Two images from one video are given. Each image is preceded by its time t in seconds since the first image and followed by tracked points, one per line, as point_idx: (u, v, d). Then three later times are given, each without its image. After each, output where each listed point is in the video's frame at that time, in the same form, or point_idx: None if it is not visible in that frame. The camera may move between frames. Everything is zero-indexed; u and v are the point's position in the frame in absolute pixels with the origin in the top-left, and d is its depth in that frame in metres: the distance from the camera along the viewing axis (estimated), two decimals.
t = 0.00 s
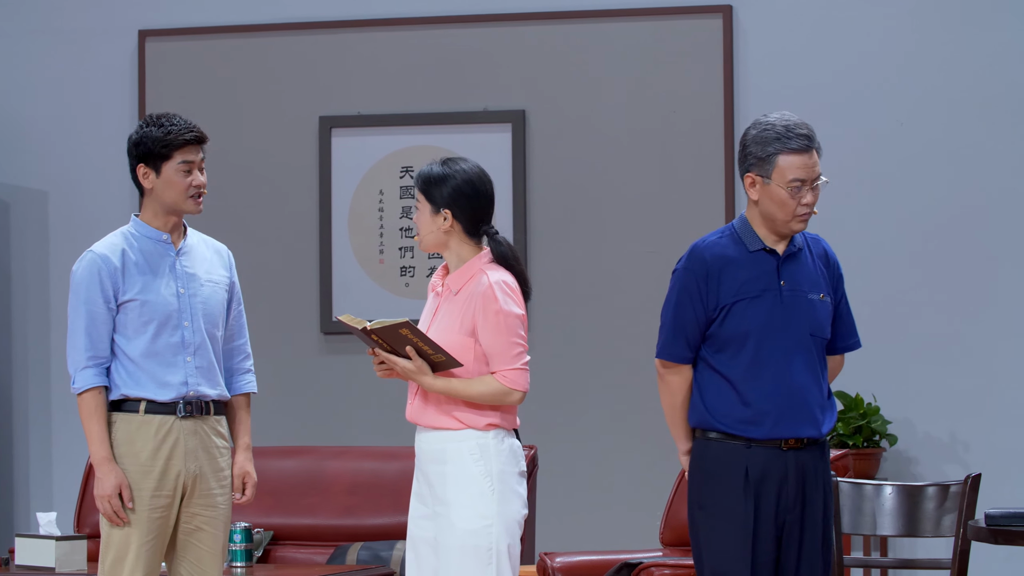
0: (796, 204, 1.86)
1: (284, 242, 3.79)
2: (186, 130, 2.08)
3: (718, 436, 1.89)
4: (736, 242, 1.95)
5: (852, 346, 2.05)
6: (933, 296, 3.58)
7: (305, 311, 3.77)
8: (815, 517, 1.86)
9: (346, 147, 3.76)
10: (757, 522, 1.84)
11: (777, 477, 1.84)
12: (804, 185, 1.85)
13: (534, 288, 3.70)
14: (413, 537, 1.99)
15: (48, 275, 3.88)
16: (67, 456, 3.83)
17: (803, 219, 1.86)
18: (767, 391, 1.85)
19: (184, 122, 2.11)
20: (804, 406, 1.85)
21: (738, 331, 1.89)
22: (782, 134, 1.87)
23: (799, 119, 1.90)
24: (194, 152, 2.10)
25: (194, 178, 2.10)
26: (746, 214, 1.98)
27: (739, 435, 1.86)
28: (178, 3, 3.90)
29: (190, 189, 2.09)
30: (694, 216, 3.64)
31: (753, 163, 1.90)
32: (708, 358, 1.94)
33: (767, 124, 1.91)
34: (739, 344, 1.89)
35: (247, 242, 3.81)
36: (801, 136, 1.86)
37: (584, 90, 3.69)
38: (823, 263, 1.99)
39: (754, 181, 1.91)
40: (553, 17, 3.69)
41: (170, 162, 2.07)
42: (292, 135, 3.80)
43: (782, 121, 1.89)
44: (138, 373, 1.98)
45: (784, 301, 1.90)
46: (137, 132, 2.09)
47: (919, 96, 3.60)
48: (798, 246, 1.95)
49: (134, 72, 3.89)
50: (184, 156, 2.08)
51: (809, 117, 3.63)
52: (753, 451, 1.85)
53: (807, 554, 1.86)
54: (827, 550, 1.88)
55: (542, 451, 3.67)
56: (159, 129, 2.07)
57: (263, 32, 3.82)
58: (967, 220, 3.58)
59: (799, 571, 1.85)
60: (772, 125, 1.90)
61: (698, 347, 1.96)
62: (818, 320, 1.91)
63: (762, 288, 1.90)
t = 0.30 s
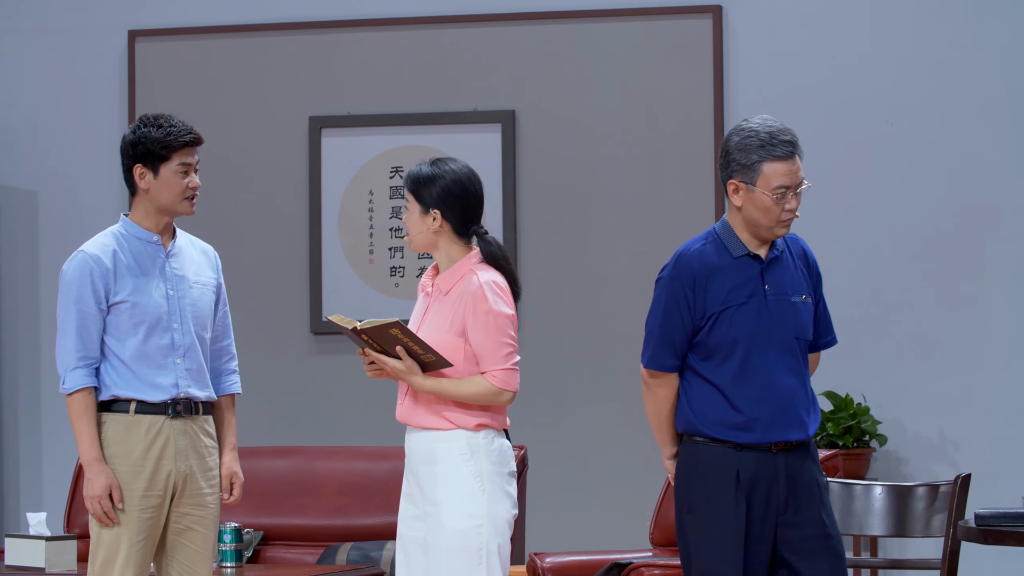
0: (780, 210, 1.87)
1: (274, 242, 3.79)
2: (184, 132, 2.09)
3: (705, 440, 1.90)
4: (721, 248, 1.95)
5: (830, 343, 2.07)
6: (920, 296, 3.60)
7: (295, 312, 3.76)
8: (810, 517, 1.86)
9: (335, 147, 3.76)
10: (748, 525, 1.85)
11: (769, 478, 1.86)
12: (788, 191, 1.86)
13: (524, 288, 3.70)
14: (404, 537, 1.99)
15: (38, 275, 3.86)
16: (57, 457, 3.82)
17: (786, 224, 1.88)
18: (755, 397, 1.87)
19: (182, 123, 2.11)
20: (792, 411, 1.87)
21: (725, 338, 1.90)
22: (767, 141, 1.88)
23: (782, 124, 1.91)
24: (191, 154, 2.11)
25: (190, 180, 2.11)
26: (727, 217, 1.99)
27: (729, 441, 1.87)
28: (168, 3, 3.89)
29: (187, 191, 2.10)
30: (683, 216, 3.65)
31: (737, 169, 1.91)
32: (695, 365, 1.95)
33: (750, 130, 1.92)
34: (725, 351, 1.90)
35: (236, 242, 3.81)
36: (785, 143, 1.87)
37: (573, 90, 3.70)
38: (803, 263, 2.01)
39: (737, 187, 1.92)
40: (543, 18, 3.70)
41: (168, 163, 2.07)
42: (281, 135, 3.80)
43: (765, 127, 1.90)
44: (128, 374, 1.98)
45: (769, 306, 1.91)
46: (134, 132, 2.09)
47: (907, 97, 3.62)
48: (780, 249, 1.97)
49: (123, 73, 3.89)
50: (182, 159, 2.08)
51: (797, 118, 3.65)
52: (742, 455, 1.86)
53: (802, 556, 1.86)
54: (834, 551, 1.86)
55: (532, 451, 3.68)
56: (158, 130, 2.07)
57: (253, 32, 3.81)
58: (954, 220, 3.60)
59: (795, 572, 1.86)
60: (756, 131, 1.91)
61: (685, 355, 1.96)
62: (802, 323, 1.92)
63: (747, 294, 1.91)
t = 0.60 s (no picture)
0: (770, 209, 1.89)
1: (267, 242, 3.79)
2: (175, 131, 2.10)
3: (701, 441, 1.91)
4: (712, 249, 1.96)
5: (822, 339, 2.09)
6: (912, 297, 3.61)
7: (288, 312, 3.77)
8: (807, 517, 1.88)
9: (327, 147, 3.77)
10: (745, 527, 1.86)
11: (765, 478, 1.87)
12: (777, 190, 1.88)
13: (517, 288, 3.71)
14: (396, 537, 2.00)
15: (31, 275, 3.86)
16: (50, 458, 3.81)
17: (776, 223, 1.90)
18: (750, 398, 1.88)
19: (172, 123, 2.12)
20: (788, 410, 1.88)
21: (719, 340, 1.91)
22: (755, 140, 1.90)
23: (768, 123, 1.93)
24: (181, 153, 2.12)
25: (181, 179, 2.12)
26: (717, 218, 2.00)
27: (725, 442, 1.88)
28: (161, 3, 3.89)
29: (179, 191, 2.10)
30: (675, 216, 3.66)
31: (725, 169, 1.92)
32: (689, 368, 1.96)
33: (737, 130, 1.93)
34: (719, 353, 1.92)
35: (229, 242, 3.81)
36: (773, 142, 1.89)
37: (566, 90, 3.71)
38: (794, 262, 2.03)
39: (726, 187, 1.93)
40: (535, 18, 3.71)
41: (160, 162, 2.08)
42: (274, 135, 3.80)
43: (753, 126, 1.91)
44: (120, 375, 1.98)
45: (762, 306, 1.92)
46: (125, 131, 2.09)
47: (898, 97, 3.63)
48: (769, 248, 1.99)
49: (116, 73, 3.89)
50: (173, 158, 2.09)
51: (789, 118, 3.67)
52: (738, 455, 1.88)
53: (800, 556, 1.87)
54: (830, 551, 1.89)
55: (525, 451, 3.68)
56: (150, 129, 2.07)
57: (245, 32, 3.81)
58: (945, 219, 3.61)
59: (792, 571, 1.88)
60: (743, 131, 1.92)
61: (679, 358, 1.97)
62: (794, 322, 1.94)
63: (740, 295, 1.92)
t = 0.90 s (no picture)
0: (765, 207, 1.89)
1: (260, 243, 3.79)
2: (159, 127, 2.10)
3: (702, 440, 1.93)
4: (711, 248, 1.98)
5: (836, 339, 2.07)
6: (904, 297, 3.62)
7: (281, 312, 3.77)
8: (807, 518, 1.88)
9: (320, 147, 3.77)
10: (743, 527, 1.87)
11: (763, 478, 1.87)
12: (771, 187, 1.88)
13: (510, 288, 3.72)
14: (388, 537, 2.00)
15: (24, 275, 3.86)
16: (43, 458, 3.81)
17: (772, 221, 1.90)
18: (748, 396, 1.89)
19: (154, 119, 2.13)
20: (789, 409, 1.88)
21: (716, 338, 1.92)
22: (748, 137, 1.91)
23: (764, 120, 1.93)
24: (167, 149, 2.13)
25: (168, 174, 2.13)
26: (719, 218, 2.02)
27: (724, 441, 1.89)
28: (154, 4, 3.89)
29: (166, 185, 2.11)
30: (668, 216, 3.67)
31: (721, 166, 1.94)
32: (689, 366, 1.98)
33: (733, 127, 1.95)
34: (716, 351, 1.93)
35: (222, 242, 3.81)
36: (766, 139, 1.89)
37: (559, 91, 3.72)
38: (801, 260, 2.02)
39: (723, 186, 1.95)
40: (528, 18, 3.72)
41: (146, 158, 2.08)
42: (267, 135, 3.80)
43: (748, 124, 1.92)
44: (109, 374, 1.98)
45: (761, 304, 1.93)
46: (108, 132, 2.09)
47: (889, 98, 3.64)
48: (773, 246, 1.99)
49: (109, 73, 3.88)
50: (159, 153, 2.10)
51: (781, 118, 3.68)
52: (737, 454, 1.88)
53: (802, 555, 1.87)
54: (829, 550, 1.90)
55: (519, 451, 3.69)
56: (134, 126, 2.08)
57: (239, 32, 3.81)
58: (937, 219, 3.62)
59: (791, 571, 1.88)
60: (738, 128, 1.93)
61: (679, 357, 1.99)
62: (797, 320, 1.94)
63: (738, 293, 1.94)
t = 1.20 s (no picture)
0: (761, 200, 1.92)
1: (254, 243, 3.79)
2: (151, 128, 2.13)
3: (710, 437, 1.95)
4: (720, 243, 2.02)
5: (863, 341, 2.06)
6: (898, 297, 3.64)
7: (275, 312, 3.76)
8: (816, 518, 1.89)
9: (315, 147, 3.76)
10: (746, 526, 1.89)
11: (769, 478, 1.88)
12: (767, 180, 1.92)
13: (504, 288, 3.72)
14: (385, 537, 2.00)
15: (18, 275, 3.86)
16: (37, 458, 3.81)
17: (770, 216, 1.92)
18: (753, 390, 1.91)
19: (146, 119, 2.15)
20: (795, 405, 1.89)
21: (722, 331, 1.96)
22: (748, 131, 1.95)
23: (773, 116, 1.96)
24: (158, 148, 2.16)
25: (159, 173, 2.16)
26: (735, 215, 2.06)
27: (730, 435, 1.91)
28: (149, 3, 3.89)
29: (158, 185, 2.15)
30: (662, 216, 3.67)
31: (726, 160, 2.00)
32: (697, 360, 2.01)
33: (741, 122, 1.99)
34: (722, 345, 1.96)
35: (216, 241, 3.80)
36: (766, 133, 1.93)
37: (554, 91, 3.72)
38: (821, 259, 2.03)
39: (729, 178, 2.00)
40: (522, 18, 3.72)
41: (140, 159, 2.11)
42: (261, 135, 3.80)
43: (753, 117, 1.96)
44: (100, 376, 2.01)
45: (768, 300, 1.95)
46: (100, 133, 2.10)
47: (883, 98, 3.65)
48: (788, 243, 2.00)
49: (104, 73, 3.89)
50: (152, 154, 2.13)
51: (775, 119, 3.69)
52: (742, 449, 1.90)
53: (809, 554, 1.88)
54: (835, 553, 1.92)
55: (513, 451, 3.70)
56: (126, 126, 2.10)
57: (233, 32, 3.81)
58: (932, 220, 3.63)
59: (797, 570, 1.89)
60: (743, 122, 1.98)
61: (688, 350, 2.03)
62: (808, 318, 1.94)
63: (746, 288, 1.96)
